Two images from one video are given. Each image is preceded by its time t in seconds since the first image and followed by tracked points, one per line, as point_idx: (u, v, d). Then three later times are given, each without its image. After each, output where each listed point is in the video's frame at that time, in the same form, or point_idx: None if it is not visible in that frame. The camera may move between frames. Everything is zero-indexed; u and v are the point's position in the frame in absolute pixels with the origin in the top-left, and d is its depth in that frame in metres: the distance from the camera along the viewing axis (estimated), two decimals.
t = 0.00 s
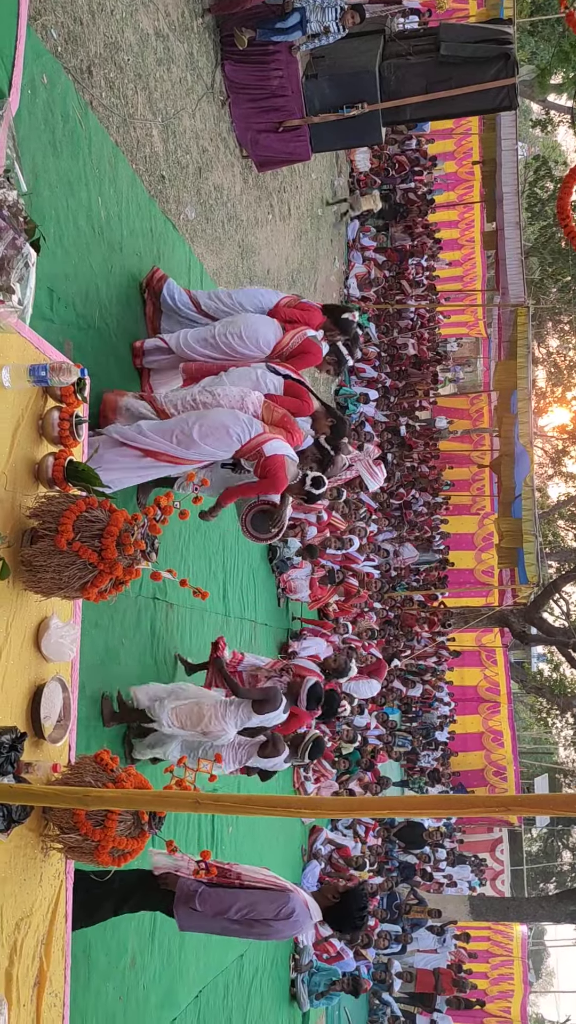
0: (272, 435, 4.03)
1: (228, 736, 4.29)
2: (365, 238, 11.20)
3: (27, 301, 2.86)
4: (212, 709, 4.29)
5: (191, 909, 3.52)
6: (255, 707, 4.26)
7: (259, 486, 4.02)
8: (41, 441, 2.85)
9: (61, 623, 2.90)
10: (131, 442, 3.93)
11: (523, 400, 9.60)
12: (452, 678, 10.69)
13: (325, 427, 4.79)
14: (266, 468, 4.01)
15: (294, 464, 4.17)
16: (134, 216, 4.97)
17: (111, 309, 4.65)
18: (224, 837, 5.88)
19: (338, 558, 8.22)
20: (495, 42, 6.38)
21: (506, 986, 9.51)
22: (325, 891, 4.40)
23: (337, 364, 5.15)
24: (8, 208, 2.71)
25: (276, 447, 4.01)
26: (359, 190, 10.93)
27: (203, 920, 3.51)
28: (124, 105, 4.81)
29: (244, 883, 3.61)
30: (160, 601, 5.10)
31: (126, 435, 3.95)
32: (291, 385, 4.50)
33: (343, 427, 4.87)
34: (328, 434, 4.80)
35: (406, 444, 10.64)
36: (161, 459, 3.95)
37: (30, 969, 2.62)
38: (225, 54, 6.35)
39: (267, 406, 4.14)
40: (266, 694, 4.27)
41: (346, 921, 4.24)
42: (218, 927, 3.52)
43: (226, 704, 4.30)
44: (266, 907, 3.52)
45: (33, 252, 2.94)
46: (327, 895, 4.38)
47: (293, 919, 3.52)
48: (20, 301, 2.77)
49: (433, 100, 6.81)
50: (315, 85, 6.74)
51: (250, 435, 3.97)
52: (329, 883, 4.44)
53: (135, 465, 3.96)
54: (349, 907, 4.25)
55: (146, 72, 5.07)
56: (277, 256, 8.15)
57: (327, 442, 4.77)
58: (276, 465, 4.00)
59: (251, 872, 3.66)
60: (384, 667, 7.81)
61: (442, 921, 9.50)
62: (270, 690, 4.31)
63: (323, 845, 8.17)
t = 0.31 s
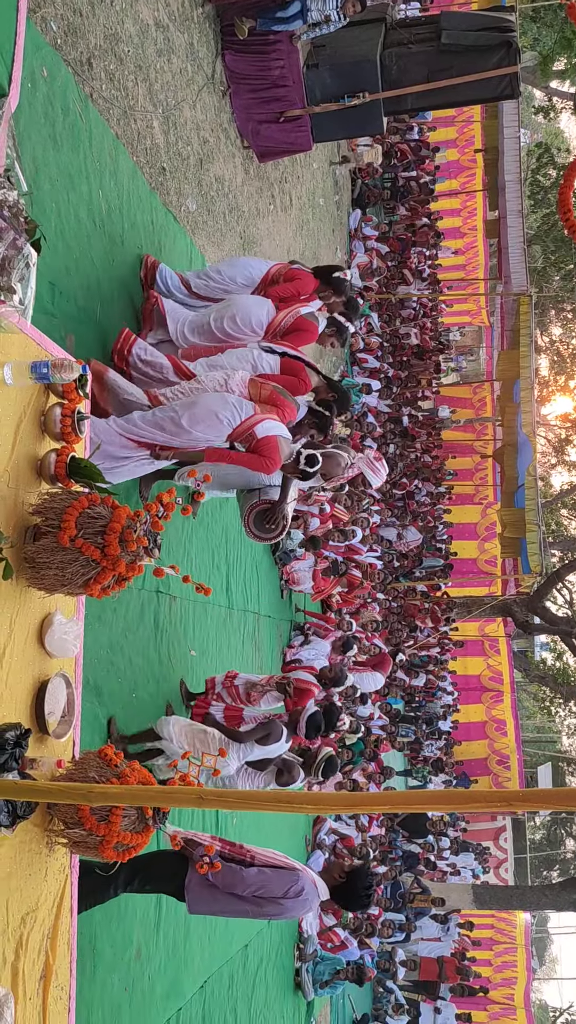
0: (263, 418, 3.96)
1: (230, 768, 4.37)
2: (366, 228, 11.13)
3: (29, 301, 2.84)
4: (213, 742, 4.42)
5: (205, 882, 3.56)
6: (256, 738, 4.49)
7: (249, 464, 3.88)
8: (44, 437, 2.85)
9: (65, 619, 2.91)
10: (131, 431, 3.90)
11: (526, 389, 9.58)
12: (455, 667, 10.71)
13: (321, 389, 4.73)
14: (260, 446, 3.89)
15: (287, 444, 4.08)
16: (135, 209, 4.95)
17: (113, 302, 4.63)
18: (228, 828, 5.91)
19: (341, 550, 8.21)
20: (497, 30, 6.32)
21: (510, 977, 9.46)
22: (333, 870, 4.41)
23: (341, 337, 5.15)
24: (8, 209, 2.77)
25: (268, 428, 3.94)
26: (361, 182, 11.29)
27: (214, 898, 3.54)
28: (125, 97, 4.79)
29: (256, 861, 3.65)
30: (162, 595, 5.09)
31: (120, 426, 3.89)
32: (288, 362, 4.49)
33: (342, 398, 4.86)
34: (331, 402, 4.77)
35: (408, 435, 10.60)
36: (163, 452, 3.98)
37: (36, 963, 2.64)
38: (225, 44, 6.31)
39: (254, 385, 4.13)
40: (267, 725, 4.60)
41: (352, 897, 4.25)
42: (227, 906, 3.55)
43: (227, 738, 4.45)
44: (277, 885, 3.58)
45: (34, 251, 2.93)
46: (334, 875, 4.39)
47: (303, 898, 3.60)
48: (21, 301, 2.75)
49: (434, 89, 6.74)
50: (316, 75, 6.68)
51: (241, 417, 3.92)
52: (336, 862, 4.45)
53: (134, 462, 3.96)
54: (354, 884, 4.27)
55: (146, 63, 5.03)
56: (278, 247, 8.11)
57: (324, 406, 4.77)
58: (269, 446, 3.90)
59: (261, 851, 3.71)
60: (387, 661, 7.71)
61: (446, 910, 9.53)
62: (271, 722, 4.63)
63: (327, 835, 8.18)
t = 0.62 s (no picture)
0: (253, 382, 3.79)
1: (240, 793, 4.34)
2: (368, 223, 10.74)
3: (33, 298, 2.83)
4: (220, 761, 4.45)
5: (210, 874, 3.58)
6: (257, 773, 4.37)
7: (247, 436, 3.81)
8: (47, 434, 2.86)
9: (69, 616, 2.91)
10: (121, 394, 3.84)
11: (529, 383, 9.57)
12: (458, 663, 10.75)
13: (308, 346, 4.55)
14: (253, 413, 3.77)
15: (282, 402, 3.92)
16: (138, 206, 4.95)
17: (116, 299, 4.62)
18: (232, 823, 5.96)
19: (343, 546, 8.22)
20: (499, 23, 6.28)
21: (513, 969, 9.61)
22: (337, 860, 4.44)
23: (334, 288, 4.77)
24: (13, 208, 2.75)
25: (261, 393, 3.77)
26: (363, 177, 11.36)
27: (221, 887, 3.57)
28: (127, 92, 4.78)
29: (262, 851, 3.67)
30: (166, 591, 5.10)
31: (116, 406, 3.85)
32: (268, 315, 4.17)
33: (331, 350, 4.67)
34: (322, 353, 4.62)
35: (410, 430, 10.54)
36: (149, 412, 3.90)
37: (42, 957, 2.66)
38: (226, 40, 6.36)
39: (240, 342, 3.91)
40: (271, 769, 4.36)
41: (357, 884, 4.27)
42: (234, 896, 3.58)
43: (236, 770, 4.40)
44: (283, 876, 3.60)
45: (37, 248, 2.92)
46: (339, 865, 4.41)
47: (309, 887, 3.61)
48: (26, 299, 2.75)
49: (436, 83, 6.71)
50: (317, 69, 6.67)
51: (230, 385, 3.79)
52: (341, 851, 4.47)
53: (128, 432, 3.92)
54: (359, 871, 4.28)
55: (148, 59, 5.02)
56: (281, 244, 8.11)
57: (312, 359, 4.62)
58: (263, 413, 3.78)
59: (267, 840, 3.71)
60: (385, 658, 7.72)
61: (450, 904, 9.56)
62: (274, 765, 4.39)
63: (331, 830, 8.20)
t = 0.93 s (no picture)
0: (255, 327, 3.83)
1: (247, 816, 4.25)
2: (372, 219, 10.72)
3: (38, 298, 2.81)
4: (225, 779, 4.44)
5: (214, 870, 3.62)
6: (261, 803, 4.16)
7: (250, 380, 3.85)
8: (52, 432, 2.87)
9: (74, 613, 2.93)
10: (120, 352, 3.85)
11: (532, 379, 9.57)
12: (461, 658, 10.70)
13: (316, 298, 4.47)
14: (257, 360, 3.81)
15: (285, 351, 3.94)
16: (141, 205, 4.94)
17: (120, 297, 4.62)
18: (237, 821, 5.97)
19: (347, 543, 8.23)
20: (503, 19, 6.25)
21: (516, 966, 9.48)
22: (341, 854, 4.44)
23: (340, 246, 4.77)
24: (18, 206, 2.76)
25: (262, 337, 3.81)
26: (365, 174, 11.23)
27: (225, 883, 3.61)
28: (130, 90, 4.78)
29: (265, 847, 3.66)
30: (170, 589, 5.11)
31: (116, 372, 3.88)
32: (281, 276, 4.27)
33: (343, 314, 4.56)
34: (330, 309, 4.50)
35: (413, 428, 10.68)
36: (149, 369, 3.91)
37: (48, 953, 2.67)
38: (229, 35, 6.32)
39: (245, 295, 3.96)
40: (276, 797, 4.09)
41: (362, 878, 4.28)
42: (238, 890, 3.61)
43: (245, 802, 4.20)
44: (286, 872, 3.61)
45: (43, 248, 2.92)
46: (343, 859, 4.43)
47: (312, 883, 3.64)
48: (30, 298, 2.74)
49: (440, 79, 6.70)
50: (321, 66, 6.64)
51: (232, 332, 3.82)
52: (345, 846, 4.48)
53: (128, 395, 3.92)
54: (363, 866, 4.30)
55: (151, 56, 5.02)
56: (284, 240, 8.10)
57: (319, 311, 4.47)
58: (264, 358, 3.80)
59: (271, 837, 3.68)
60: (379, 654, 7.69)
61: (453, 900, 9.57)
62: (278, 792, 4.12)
63: (335, 826, 8.23)
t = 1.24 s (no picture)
0: (243, 272, 3.62)
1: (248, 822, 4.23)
2: (373, 218, 10.96)
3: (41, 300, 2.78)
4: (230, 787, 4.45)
5: (215, 871, 3.62)
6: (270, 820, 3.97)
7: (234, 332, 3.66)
8: (54, 434, 2.87)
9: (75, 614, 2.93)
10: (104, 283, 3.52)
11: (533, 380, 9.56)
12: (462, 659, 10.69)
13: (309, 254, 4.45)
14: (241, 307, 3.59)
15: (271, 301, 3.73)
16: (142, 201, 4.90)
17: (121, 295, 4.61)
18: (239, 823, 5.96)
19: (347, 543, 8.25)
20: (505, 19, 6.25)
21: (518, 964, 9.58)
22: (342, 853, 4.42)
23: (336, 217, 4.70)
24: (19, 208, 2.69)
25: (249, 283, 3.59)
26: (367, 173, 11.05)
27: (225, 884, 3.61)
28: (131, 91, 4.79)
29: (265, 849, 3.60)
30: (171, 589, 5.11)
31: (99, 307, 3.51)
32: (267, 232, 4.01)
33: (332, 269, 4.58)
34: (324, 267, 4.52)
35: (413, 429, 10.53)
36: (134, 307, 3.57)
37: (50, 953, 2.68)
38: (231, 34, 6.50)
39: (236, 243, 3.74)
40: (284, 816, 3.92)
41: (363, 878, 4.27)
42: (239, 890, 3.61)
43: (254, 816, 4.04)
44: (286, 875, 3.57)
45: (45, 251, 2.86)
46: (344, 858, 4.42)
47: (312, 884, 3.59)
48: (32, 300, 2.69)
49: (442, 79, 6.70)
50: (322, 66, 6.64)
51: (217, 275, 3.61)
52: (346, 846, 4.47)
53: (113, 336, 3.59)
54: (364, 865, 4.30)
55: (152, 57, 5.02)
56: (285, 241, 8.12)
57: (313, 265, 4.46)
58: (247, 307, 3.58)
59: (270, 838, 3.63)
60: (379, 651, 7.73)
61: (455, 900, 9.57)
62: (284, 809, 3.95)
63: (336, 826, 8.23)
